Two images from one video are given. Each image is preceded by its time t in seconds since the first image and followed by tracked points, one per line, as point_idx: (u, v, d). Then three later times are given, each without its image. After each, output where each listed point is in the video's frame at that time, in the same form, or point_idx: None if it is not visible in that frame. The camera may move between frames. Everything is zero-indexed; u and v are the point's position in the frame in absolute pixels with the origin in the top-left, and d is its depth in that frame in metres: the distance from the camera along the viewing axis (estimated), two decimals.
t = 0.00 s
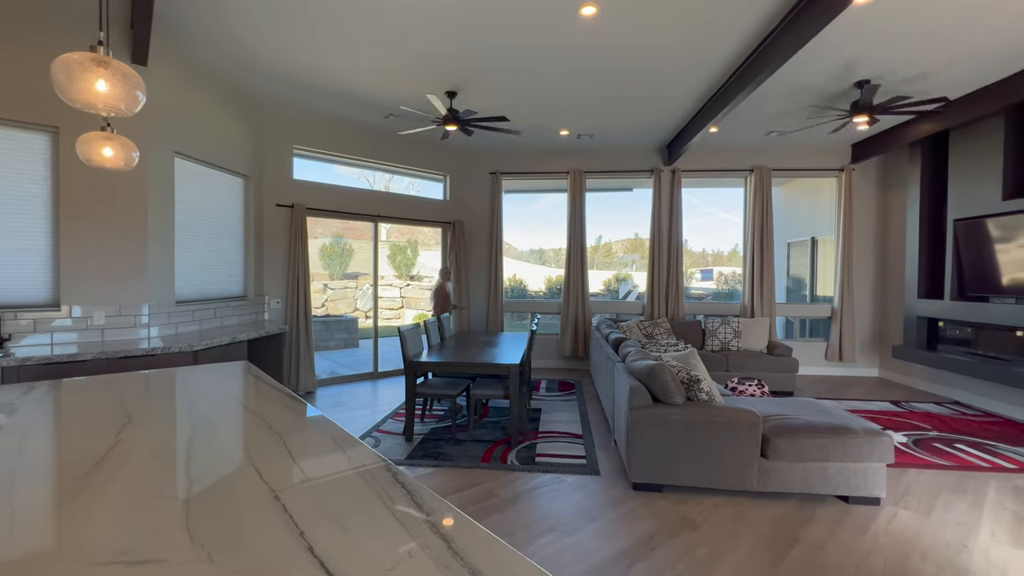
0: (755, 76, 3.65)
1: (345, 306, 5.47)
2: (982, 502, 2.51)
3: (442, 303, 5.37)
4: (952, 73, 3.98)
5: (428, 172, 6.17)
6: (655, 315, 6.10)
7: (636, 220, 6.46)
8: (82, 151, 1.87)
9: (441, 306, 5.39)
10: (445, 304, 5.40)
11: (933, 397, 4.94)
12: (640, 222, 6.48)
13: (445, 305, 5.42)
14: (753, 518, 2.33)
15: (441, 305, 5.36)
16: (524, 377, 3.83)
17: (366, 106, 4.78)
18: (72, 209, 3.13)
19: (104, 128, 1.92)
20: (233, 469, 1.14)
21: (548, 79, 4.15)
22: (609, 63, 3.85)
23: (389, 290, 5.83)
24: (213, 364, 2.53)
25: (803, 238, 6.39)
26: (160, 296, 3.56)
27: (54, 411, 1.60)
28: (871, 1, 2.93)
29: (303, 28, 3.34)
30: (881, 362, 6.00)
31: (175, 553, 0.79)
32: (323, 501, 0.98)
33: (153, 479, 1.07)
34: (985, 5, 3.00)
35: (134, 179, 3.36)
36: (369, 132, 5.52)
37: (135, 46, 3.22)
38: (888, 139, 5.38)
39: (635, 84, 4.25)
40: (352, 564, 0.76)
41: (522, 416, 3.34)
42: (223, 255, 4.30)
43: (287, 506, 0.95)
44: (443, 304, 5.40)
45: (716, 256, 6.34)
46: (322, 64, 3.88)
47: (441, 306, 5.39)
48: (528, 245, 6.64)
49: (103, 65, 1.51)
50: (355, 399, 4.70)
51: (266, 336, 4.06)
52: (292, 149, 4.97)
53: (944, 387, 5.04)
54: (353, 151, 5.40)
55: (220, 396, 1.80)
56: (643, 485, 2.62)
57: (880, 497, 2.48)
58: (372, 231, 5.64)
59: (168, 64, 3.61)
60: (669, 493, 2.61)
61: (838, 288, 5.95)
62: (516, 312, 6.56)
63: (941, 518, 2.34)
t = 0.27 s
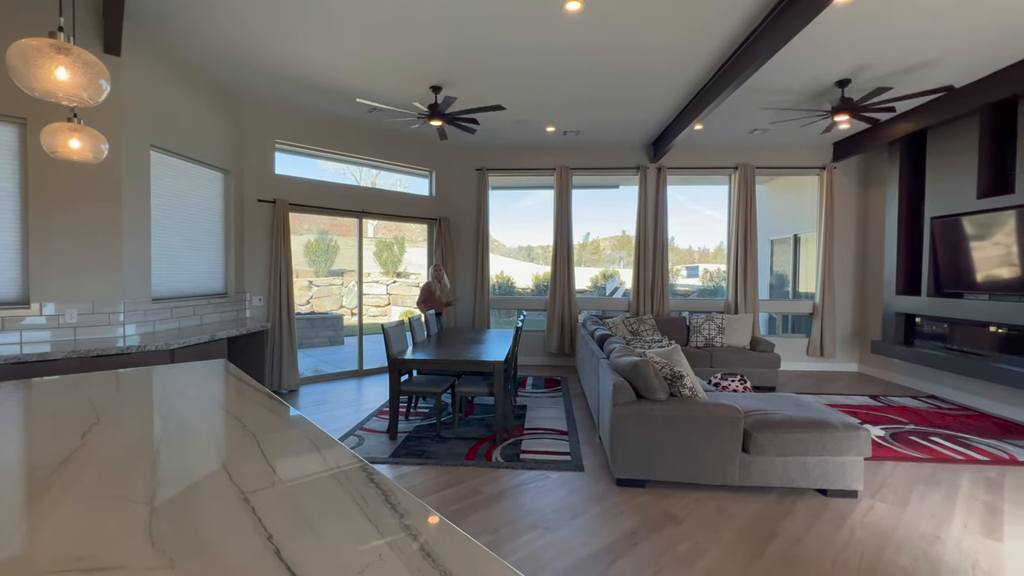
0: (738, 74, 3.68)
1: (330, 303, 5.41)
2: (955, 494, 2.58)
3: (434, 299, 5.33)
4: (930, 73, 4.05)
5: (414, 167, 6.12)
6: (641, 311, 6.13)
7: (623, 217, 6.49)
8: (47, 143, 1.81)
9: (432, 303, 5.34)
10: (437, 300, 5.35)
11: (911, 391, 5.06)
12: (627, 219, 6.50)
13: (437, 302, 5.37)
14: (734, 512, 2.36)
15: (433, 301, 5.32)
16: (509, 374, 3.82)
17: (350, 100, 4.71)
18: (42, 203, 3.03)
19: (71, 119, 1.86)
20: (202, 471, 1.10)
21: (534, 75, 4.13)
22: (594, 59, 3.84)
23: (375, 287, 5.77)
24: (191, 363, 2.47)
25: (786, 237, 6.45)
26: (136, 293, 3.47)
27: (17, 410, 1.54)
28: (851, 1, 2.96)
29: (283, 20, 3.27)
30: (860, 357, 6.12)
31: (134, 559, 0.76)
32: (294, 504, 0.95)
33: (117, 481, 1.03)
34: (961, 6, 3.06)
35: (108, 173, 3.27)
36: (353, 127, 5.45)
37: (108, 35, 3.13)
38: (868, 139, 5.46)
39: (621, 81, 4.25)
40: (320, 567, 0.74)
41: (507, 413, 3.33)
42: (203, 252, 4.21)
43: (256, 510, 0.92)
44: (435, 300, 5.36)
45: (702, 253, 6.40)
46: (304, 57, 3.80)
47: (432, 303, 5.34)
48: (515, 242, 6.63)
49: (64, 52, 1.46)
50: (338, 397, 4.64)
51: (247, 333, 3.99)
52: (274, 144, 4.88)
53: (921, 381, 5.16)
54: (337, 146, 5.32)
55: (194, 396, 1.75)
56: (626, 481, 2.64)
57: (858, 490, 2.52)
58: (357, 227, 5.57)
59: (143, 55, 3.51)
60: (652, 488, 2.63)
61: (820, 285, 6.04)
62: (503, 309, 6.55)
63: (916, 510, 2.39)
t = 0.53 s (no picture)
0: (721, 71, 3.70)
1: (314, 300, 5.33)
2: (928, 484, 2.65)
3: (423, 295, 5.30)
4: (907, 73, 4.13)
5: (398, 163, 6.06)
6: (626, 307, 6.18)
7: (608, 213, 6.51)
8: (9, 134, 1.74)
9: (421, 300, 5.30)
10: (426, 296, 5.32)
11: (887, 385, 5.18)
12: (612, 216, 6.53)
13: (426, 298, 5.34)
14: (715, 506, 2.38)
15: (422, 297, 5.29)
16: (493, 370, 3.81)
17: (332, 94, 4.63)
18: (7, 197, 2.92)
19: (34, 109, 1.80)
20: (171, 473, 1.07)
21: (519, 70, 4.10)
22: (579, 55, 3.83)
23: (359, 283, 5.70)
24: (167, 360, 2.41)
25: (768, 233, 6.60)
26: (109, 290, 3.37)
27: None
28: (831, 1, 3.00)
29: (261, 9, 3.19)
30: (839, 352, 6.25)
31: (92, 563, 0.73)
32: (266, 505, 0.93)
33: (81, 485, 1.00)
34: (936, 8, 3.12)
35: (77, 166, 3.15)
36: (336, 121, 5.36)
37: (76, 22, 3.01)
38: (848, 137, 5.56)
39: (606, 77, 4.25)
40: (287, 569, 0.72)
41: (491, 410, 3.32)
42: (179, 247, 4.11)
43: (225, 512, 0.90)
44: (424, 297, 5.32)
45: (686, 250, 6.46)
46: (284, 49, 3.72)
47: (421, 299, 5.30)
48: (501, 239, 6.61)
49: (21, 37, 1.40)
50: (320, 395, 4.57)
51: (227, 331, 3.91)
52: (254, 137, 4.77)
53: (897, 375, 5.28)
54: (319, 140, 5.23)
55: (168, 396, 1.70)
56: (610, 476, 2.65)
57: (835, 482, 2.57)
58: (340, 223, 5.48)
59: (114, 43, 3.39)
60: (635, 483, 2.64)
61: (800, 282, 6.15)
62: (488, 305, 6.53)
63: (890, 501, 2.45)
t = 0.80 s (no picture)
0: (705, 70, 3.73)
1: (297, 297, 5.25)
2: (901, 475, 2.73)
3: (411, 292, 5.26)
4: (885, 74, 4.22)
5: (383, 158, 5.99)
6: (612, 304, 6.22)
7: (594, 210, 6.53)
8: None
9: (409, 297, 5.26)
10: (415, 293, 5.28)
11: (864, 379, 5.32)
12: (597, 211, 6.54)
13: (414, 295, 5.30)
14: (697, 500, 2.42)
15: (410, 294, 5.25)
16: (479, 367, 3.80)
17: (315, 87, 4.55)
18: None
19: None
20: (144, 476, 1.04)
21: (505, 66, 4.08)
22: (564, 51, 3.82)
23: (344, 280, 5.64)
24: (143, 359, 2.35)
25: (751, 230, 6.64)
26: (82, 287, 3.27)
27: None
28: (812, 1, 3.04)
29: None
30: (818, 347, 6.39)
31: (57, 568, 0.71)
32: (242, 506, 0.91)
33: (48, 488, 0.96)
34: (912, 9, 3.18)
35: (46, 159, 3.04)
36: (319, 115, 5.27)
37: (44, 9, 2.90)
38: (827, 136, 5.66)
39: (592, 74, 4.25)
40: (261, 571, 0.71)
41: (477, 407, 3.31)
42: (156, 243, 4.00)
43: (200, 515, 0.88)
44: (412, 293, 5.28)
45: (671, 247, 6.52)
46: (264, 40, 3.64)
47: (410, 296, 5.26)
48: (487, 235, 6.59)
49: None
50: (303, 394, 4.51)
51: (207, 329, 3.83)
52: (234, 131, 4.67)
53: (874, 369, 5.42)
54: (301, 134, 5.14)
55: (143, 396, 1.66)
56: (594, 471, 2.67)
57: (813, 475, 2.63)
58: (323, 219, 5.39)
59: (85, 32, 3.28)
60: (619, 478, 2.67)
61: (781, 278, 6.26)
62: (474, 302, 6.51)
63: (866, 492, 2.52)
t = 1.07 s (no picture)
0: (689, 69, 3.76)
1: (282, 295, 5.17)
2: (878, 468, 2.80)
3: (399, 290, 5.21)
4: (865, 75, 4.30)
5: (368, 155, 5.93)
6: (598, 301, 6.25)
7: (581, 208, 6.55)
8: None
9: (397, 295, 5.21)
10: (404, 291, 5.23)
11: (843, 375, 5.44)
12: (584, 210, 6.57)
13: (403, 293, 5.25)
14: (681, 495, 2.45)
15: (399, 292, 5.19)
16: (466, 366, 3.79)
17: (298, 81, 4.47)
18: None
19: None
20: (120, 480, 1.01)
21: (492, 63, 4.06)
22: (551, 48, 3.81)
23: (329, 278, 5.57)
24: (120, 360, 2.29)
25: (734, 228, 6.75)
26: (56, 285, 3.17)
27: None
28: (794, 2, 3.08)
29: None
30: (800, 343, 6.51)
31: None
32: (220, 511, 0.89)
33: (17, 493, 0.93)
34: (891, 11, 3.24)
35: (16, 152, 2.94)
36: (303, 110, 5.19)
37: None
38: (809, 136, 5.76)
39: (578, 71, 4.25)
40: None
41: (463, 405, 3.30)
42: (134, 240, 3.90)
43: (176, 519, 0.86)
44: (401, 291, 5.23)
45: (657, 245, 6.58)
46: (245, 32, 3.56)
47: (398, 294, 5.21)
48: (474, 233, 6.56)
49: None
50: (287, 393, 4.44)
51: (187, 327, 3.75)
52: (215, 125, 4.57)
53: (854, 365, 5.54)
54: (285, 129, 5.05)
55: (120, 397, 1.62)
56: (580, 468, 2.68)
57: (794, 469, 2.68)
58: (307, 215, 5.32)
59: (56, 22, 3.18)
60: (605, 475, 2.69)
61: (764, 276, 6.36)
62: (461, 300, 6.49)
63: (845, 485, 2.58)
